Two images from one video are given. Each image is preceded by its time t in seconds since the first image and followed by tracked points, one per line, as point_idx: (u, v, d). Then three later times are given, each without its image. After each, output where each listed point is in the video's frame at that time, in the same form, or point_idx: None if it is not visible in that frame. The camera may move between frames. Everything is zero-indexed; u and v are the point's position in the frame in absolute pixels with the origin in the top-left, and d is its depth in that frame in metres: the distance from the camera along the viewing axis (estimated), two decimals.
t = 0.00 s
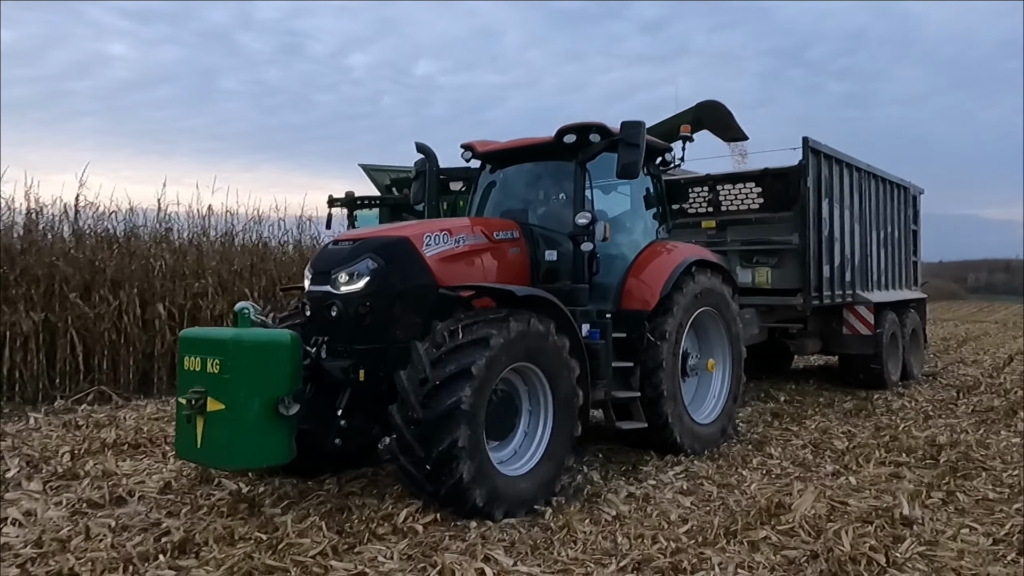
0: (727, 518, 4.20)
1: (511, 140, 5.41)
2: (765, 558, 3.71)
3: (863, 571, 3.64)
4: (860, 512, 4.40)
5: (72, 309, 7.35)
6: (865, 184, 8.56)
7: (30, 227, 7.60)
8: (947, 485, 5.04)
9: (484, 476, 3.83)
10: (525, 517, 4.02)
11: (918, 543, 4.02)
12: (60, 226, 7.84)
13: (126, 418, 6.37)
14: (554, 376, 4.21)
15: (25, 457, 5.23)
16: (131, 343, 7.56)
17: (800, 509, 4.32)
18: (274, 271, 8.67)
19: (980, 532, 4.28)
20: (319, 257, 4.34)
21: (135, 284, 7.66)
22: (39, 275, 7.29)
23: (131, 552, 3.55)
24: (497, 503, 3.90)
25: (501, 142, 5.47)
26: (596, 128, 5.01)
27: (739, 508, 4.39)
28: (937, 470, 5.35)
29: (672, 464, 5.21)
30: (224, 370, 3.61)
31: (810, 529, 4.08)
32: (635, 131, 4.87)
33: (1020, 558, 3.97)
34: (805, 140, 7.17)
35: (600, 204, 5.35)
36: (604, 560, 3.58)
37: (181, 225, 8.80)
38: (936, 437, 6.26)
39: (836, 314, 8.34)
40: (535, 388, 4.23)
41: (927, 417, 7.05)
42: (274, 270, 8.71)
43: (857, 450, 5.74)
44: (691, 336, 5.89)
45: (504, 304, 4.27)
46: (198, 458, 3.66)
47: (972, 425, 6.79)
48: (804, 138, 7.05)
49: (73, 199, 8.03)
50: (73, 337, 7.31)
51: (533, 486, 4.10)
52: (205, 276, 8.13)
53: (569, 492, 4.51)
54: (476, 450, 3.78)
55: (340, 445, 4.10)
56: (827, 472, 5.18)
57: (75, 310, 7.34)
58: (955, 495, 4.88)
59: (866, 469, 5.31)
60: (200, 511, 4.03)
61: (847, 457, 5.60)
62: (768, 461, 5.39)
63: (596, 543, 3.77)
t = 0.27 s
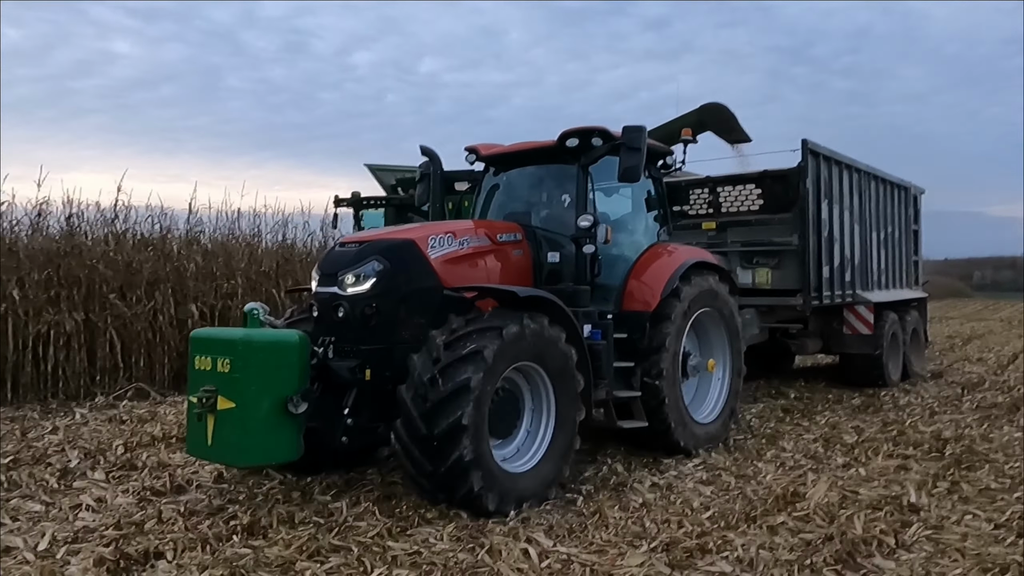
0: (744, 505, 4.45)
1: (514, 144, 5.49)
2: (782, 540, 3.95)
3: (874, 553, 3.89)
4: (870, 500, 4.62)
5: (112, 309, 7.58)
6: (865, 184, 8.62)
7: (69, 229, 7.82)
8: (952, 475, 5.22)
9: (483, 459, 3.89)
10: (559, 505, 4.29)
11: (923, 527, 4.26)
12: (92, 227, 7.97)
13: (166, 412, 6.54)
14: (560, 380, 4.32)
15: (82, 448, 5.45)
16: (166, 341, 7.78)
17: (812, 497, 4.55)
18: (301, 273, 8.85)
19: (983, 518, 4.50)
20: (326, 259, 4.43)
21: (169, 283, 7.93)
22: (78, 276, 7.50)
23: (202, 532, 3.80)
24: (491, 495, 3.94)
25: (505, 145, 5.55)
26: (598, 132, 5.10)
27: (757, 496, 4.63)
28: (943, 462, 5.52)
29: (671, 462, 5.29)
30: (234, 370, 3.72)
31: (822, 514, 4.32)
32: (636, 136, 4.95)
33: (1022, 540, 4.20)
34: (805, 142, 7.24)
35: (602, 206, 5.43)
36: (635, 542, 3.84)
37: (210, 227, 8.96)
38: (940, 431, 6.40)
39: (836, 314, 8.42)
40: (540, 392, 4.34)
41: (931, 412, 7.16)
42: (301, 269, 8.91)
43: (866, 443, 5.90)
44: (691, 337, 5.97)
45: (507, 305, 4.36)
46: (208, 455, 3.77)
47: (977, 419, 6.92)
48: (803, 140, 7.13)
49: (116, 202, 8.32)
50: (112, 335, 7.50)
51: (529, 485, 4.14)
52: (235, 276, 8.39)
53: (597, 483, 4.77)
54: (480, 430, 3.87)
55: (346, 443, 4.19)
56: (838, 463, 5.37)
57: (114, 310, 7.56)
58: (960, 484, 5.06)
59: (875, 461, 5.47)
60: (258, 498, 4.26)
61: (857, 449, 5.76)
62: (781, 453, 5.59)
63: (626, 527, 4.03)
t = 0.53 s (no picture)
0: (754, 491, 4.64)
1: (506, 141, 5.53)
2: (792, 521, 4.15)
3: (877, 532, 4.09)
4: (873, 485, 4.81)
5: (138, 306, 7.88)
6: (860, 181, 8.65)
7: (100, 230, 8.22)
8: (951, 463, 5.38)
9: (472, 440, 3.92)
10: (578, 491, 4.51)
11: (924, 510, 4.45)
12: (121, 229, 8.38)
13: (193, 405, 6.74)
14: (554, 380, 4.39)
15: (120, 439, 5.64)
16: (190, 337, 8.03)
17: (818, 483, 4.73)
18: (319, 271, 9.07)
19: (980, 501, 4.68)
20: (320, 256, 4.46)
21: (192, 281, 8.18)
22: (107, 275, 7.82)
23: (251, 513, 4.00)
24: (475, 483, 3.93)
25: (497, 143, 5.58)
26: (588, 128, 5.14)
27: (766, 483, 4.82)
28: (941, 451, 5.67)
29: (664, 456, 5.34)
30: (227, 365, 3.76)
31: (829, 499, 4.51)
32: (626, 132, 4.98)
33: (1015, 521, 4.42)
34: (797, 139, 7.27)
35: (594, 203, 5.47)
36: (653, 523, 4.06)
37: (230, 227, 9.21)
38: (939, 423, 6.51)
39: (831, 311, 8.46)
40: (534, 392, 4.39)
41: (931, 406, 7.26)
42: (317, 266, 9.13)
43: (867, 435, 6.04)
44: (683, 332, 6.00)
45: (499, 300, 4.40)
46: (203, 450, 3.81)
47: (975, 412, 7.03)
48: (796, 138, 7.16)
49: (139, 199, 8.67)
50: (138, 332, 7.79)
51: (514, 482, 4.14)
52: (253, 275, 8.63)
53: (612, 470, 4.97)
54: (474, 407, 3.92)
55: (340, 437, 4.23)
56: (842, 453, 5.52)
57: (140, 307, 7.86)
58: (958, 471, 5.21)
59: (877, 451, 5.61)
60: (275, 487, 4.38)
61: (859, 440, 5.89)
62: (787, 444, 5.76)
63: (644, 510, 4.24)
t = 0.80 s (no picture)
0: (761, 476, 4.78)
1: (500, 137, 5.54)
2: (799, 503, 4.29)
3: (879, 510, 4.21)
4: (874, 471, 4.91)
5: (159, 302, 8.14)
6: (854, 178, 8.67)
7: (123, 230, 8.49)
8: (948, 450, 5.43)
9: (463, 415, 3.95)
10: (595, 476, 4.71)
11: (922, 492, 4.55)
12: (139, 228, 8.62)
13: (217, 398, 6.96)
14: (549, 395, 4.44)
15: (155, 429, 5.70)
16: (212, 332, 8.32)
17: (822, 468, 4.87)
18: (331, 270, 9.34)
19: (975, 484, 4.73)
20: (312, 251, 4.47)
21: (212, 279, 8.49)
22: (131, 273, 8.06)
23: (292, 495, 4.19)
24: (455, 464, 3.92)
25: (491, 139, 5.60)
26: (582, 125, 5.15)
27: (772, 469, 4.95)
28: (939, 439, 5.74)
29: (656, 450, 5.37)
30: (220, 360, 3.78)
31: (832, 483, 4.65)
32: (618, 129, 5.00)
33: (1009, 500, 4.43)
34: (791, 135, 7.29)
35: (588, 199, 5.48)
36: (669, 504, 4.25)
37: (230, 225, 9.25)
38: (937, 414, 6.58)
39: (825, 307, 8.46)
40: (529, 401, 4.44)
41: (930, 399, 7.34)
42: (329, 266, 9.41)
43: (867, 425, 6.13)
44: (676, 327, 6.03)
45: (491, 296, 4.41)
46: (196, 444, 3.83)
47: (972, 404, 7.09)
48: (790, 134, 7.17)
49: (159, 197, 8.94)
50: (162, 328, 8.05)
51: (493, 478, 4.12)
52: (269, 272, 8.93)
53: (627, 456, 5.14)
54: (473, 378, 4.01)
55: (333, 432, 4.25)
56: (845, 441, 5.63)
57: (162, 303, 8.11)
58: (955, 457, 5.28)
59: (878, 439, 5.70)
60: (270, 481, 4.40)
61: (860, 430, 5.99)
62: (791, 433, 5.87)
63: (659, 493, 4.43)
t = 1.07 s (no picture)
0: (773, 462, 4.90)
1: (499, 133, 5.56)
2: (811, 486, 4.43)
3: (887, 493, 4.36)
4: (880, 458, 5.01)
5: (182, 298, 8.21)
6: (851, 174, 8.68)
7: (147, 230, 8.65)
8: (951, 438, 5.53)
9: (462, 387, 3.96)
10: (615, 463, 4.87)
11: (928, 476, 4.69)
12: (141, 226, 8.63)
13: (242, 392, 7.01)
14: (550, 398, 4.47)
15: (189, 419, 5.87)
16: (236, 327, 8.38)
17: (831, 455, 4.97)
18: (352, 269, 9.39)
19: (977, 470, 4.84)
20: (311, 248, 4.48)
21: (234, 278, 8.58)
22: (156, 269, 8.17)
23: (333, 480, 4.32)
24: (445, 438, 3.89)
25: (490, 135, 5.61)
26: (580, 122, 5.16)
27: (783, 456, 5.08)
28: (942, 428, 5.83)
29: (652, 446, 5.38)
30: (217, 356, 3.81)
31: (841, 468, 4.78)
32: (617, 126, 5.01)
33: (1010, 484, 4.57)
34: (789, 132, 7.30)
35: (587, 196, 5.49)
36: (687, 488, 4.39)
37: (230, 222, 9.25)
38: (940, 405, 6.68)
39: (823, 303, 8.48)
40: (525, 403, 4.45)
41: (932, 391, 7.47)
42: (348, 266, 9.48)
43: (872, 416, 6.23)
44: (674, 324, 6.04)
45: (488, 292, 4.43)
46: (193, 440, 3.85)
47: (973, 396, 7.18)
48: (787, 130, 7.18)
49: (183, 196, 9.07)
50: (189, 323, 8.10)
51: (480, 464, 4.07)
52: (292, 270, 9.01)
53: (645, 446, 5.31)
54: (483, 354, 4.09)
55: (330, 428, 4.26)
56: (851, 430, 5.74)
57: (185, 300, 8.18)
58: (958, 445, 5.36)
59: (883, 429, 5.80)
60: (268, 477, 4.42)
61: (866, 420, 6.09)
62: (799, 424, 5.98)
63: (677, 477, 4.59)
